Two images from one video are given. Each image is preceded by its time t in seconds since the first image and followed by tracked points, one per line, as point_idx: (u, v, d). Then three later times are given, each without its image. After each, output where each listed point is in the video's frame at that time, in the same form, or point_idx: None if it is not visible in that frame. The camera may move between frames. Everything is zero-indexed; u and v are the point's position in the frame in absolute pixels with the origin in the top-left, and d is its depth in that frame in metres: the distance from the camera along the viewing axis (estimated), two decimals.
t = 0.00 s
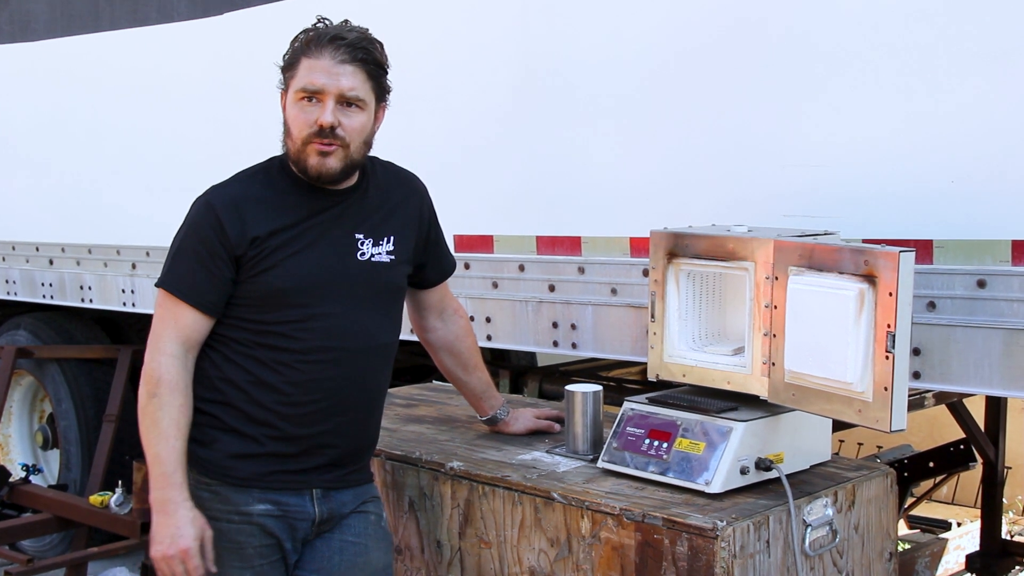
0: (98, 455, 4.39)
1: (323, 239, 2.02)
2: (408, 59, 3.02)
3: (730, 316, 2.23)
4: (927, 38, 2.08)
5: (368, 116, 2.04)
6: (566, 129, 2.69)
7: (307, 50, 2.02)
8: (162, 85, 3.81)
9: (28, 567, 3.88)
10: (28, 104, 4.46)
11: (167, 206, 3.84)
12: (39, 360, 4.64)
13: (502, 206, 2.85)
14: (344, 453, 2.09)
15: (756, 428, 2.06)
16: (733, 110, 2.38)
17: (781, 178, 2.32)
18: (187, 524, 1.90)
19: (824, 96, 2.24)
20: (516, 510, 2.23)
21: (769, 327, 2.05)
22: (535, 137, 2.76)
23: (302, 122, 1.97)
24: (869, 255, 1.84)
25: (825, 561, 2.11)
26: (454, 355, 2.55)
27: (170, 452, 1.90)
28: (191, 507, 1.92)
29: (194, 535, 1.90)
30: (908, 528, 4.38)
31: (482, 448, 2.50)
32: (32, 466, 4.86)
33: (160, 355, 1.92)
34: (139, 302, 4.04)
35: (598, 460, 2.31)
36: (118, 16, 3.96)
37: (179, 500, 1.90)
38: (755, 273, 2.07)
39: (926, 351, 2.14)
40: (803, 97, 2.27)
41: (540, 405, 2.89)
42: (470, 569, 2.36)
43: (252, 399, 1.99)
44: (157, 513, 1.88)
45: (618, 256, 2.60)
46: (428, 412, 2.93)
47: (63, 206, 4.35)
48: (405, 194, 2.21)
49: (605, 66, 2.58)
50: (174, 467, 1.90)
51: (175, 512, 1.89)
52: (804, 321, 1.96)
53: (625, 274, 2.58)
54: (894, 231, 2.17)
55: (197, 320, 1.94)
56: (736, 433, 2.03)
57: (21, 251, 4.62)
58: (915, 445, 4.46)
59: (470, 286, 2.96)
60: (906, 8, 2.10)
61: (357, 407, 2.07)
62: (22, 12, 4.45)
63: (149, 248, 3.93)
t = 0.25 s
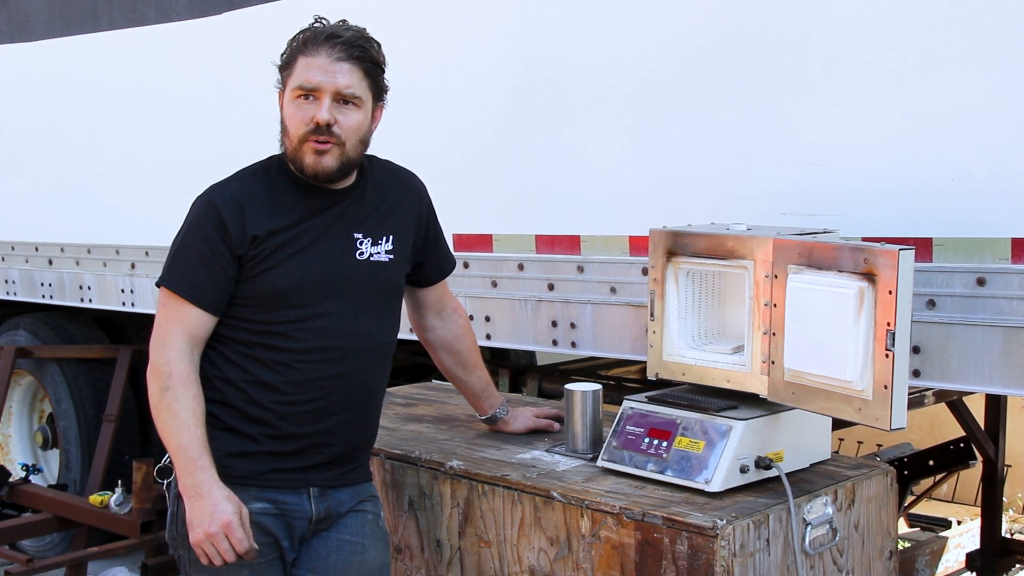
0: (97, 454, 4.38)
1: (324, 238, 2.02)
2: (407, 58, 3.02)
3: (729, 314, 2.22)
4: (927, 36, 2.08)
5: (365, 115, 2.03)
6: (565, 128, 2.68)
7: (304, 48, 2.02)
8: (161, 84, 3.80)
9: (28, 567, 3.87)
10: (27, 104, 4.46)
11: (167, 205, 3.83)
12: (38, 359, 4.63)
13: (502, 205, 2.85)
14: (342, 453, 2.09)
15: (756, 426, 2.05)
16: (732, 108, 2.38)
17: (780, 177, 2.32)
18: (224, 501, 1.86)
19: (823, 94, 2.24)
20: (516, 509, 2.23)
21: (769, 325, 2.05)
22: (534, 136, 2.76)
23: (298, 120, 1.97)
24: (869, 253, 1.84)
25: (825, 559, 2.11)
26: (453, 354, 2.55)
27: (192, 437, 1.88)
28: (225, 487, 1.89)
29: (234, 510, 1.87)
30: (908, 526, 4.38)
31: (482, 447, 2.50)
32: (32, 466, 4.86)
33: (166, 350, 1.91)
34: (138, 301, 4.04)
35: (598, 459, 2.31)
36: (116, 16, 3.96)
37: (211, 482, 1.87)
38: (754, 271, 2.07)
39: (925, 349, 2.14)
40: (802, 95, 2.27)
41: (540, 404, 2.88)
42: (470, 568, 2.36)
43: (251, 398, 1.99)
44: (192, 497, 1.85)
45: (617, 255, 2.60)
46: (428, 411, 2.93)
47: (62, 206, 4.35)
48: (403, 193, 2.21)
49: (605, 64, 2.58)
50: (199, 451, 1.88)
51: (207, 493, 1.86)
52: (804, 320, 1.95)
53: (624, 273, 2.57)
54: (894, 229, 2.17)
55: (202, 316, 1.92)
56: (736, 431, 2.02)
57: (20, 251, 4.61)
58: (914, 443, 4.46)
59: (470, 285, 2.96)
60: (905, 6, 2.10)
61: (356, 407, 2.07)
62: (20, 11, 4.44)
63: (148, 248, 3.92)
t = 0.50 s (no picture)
0: (96, 453, 4.38)
1: (325, 238, 2.02)
2: (406, 57, 3.02)
3: (729, 313, 2.22)
4: (926, 35, 2.08)
5: (366, 114, 2.03)
6: (565, 127, 2.68)
7: (304, 47, 2.02)
8: (160, 83, 3.80)
9: (27, 566, 3.87)
10: (26, 103, 4.46)
11: (167, 204, 3.83)
12: (38, 358, 4.63)
13: (501, 204, 2.85)
14: (345, 452, 2.09)
15: (756, 425, 2.05)
16: (732, 108, 2.38)
17: (780, 176, 2.32)
18: (198, 528, 1.88)
19: (822, 93, 2.24)
20: (515, 508, 2.23)
21: (769, 324, 2.05)
22: (534, 135, 2.76)
23: (300, 120, 1.97)
24: (869, 252, 1.84)
25: (824, 558, 2.11)
26: (452, 353, 2.55)
27: (179, 455, 1.88)
28: (202, 511, 1.90)
29: (206, 540, 1.89)
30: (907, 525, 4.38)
31: (482, 446, 2.50)
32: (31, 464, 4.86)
33: (165, 356, 1.91)
34: (138, 300, 4.04)
35: (598, 458, 2.31)
36: (115, 15, 3.96)
37: (190, 503, 1.88)
38: (754, 271, 2.07)
39: (925, 349, 2.14)
40: (802, 94, 2.27)
41: (540, 403, 2.88)
42: (470, 567, 2.36)
43: (255, 398, 1.99)
44: (168, 517, 1.87)
45: (617, 254, 2.60)
46: (428, 410, 2.93)
47: (61, 204, 4.35)
48: (403, 192, 2.21)
49: (604, 63, 2.58)
50: (184, 469, 1.88)
51: (186, 516, 1.87)
52: (803, 319, 1.95)
53: (624, 272, 2.57)
54: (894, 229, 2.17)
55: (202, 319, 1.93)
56: (735, 430, 2.02)
57: (19, 249, 4.61)
58: (914, 443, 4.45)
59: (470, 284, 2.96)
60: (904, 5, 2.10)
61: (359, 406, 2.07)
62: (19, 9, 4.44)
63: (148, 246, 3.92)
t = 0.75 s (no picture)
0: (95, 453, 4.38)
1: (324, 239, 2.01)
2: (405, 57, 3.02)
3: (728, 313, 2.22)
4: (925, 35, 2.08)
5: (366, 116, 2.03)
6: (564, 127, 2.68)
7: (303, 50, 2.01)
8: (159, 83, 3.80)
9: (26, 566, 3.87)
10: (25, 103, 4.46)
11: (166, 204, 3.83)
12: (36, 358, 4.63)
13: (500, 204, 2.85)
14: (345, 452, 2.09)
15: (754, 425, 2.05)
16: (731, 108, 2.38)
17: (779, 176, 2.32)
18: (184, 535, 1.87)
19: (821, 93, 2.24)
20: (515, 508, 2.23)
21: (768, 324, 2.05)
22: (533, 135, 2.76)
23: (301, 124, 1.97)
24: (869, 252, 1.84)
25: (823, 558, 2.11)
26: (450, 352, 2.55)
27: (169, 460, 1.88)
28: (189, 517, 1.90)
29: (190, 548, 1.88)
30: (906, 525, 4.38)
31: (481, 446, 2.50)
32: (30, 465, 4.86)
33: (161, 359, 1.90)
34: (137, 300, 4.04)
35: (597, 458, 2.31)
36: (114, 15, 3.96)
37: (178, 508, 1.88)
38: (753, 271, 2.07)
39: (923, 348, 2.15)
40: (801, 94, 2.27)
41: (539, 402, 2.89)
42: (469, 567, 2.36)
43: (255, 398, 1.99)
44: (155, 522, 1.86)
45: (616, 254, 2.60)
46: (427, 410, 2.93)
47: (60, 204, 4.35)
48: (400, 192, 2.21)
49: (603, 62, 2.58)
50: (173, 474, 1.88)
51: (173, 522, 1.87)
52: (803, 319, 1.95)
53: (623, 272, 2.57)
54: (893, 229, 2.17)
55: (200, 320, 1.92)
56: (734, 430, 2.02)
57: (18, 249, 4.61)
58: (913, 442, 4.45)
59: (469, 284, 2.96)
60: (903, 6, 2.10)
61: (359, 405, 2.08)
62: (18, 9, 4.44)
63: (147, 247, 3.92)
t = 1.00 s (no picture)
0: (93, 449, 4.38)
1: (318, 234, 2.01)
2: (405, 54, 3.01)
3: (726, 312, 2.22)
4: (925, 34, 2.08)
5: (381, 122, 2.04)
6: (563, 125, 2.68)
7: (336, 58, 1.93)
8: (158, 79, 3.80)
9: (24, 562, 3.87)
10: (24, 98, 4.45)
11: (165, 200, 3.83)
12: (34, 354, 4.63)
13: (500, 201, 2.85)
14: (342, 447, 2.09)
15: (753, 424, 2.05)
16: (731, 106, 2.38)
17: (778, 175, 2.32)
18: (212, 517, 1.87)
19: (822, 92, 2.24)
20: (513, 506, 2.23)
21: (766, 323, 2.05)
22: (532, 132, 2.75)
23: (343, 136, 1.93)
24: (868, 251, 1.84)
25: (821, 557, 2.11)
26: (446, 350, 2.54)
27: (184, 448, 1.88)
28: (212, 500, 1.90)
29: (219, 528, 1.88)
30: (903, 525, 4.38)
31: (479, 443, 2.50)
32: (27, 460, 4.85)
33: (160, 354, 1.90)
34: (135, 297, 4.04)
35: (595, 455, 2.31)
36: (114, 10, 3.95)
37: (200, 494, 1.88)
38: (752, 269, 2.07)
39: (922, 348, 2.15)
40: (800, 93, 2.27)
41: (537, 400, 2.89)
42: (467, 564, 2.36)
43: (251, 393, 1.99)
44: (179, 509, 1.86)
45: (615, 252, 2.60)
46: (425, 407, 2.93)
47: (58, 200, 4.34)
48: (394, 187, 2.20)
49: (602, 60, 2.57)
50: (190, 461, 1.88)
51: (196, 508, 1.87)
52: (802, 318, 1.95)
53: (622, 270, 2.57)
54: (892, 228, 2.17)
55: (196, 315, 1.93)
56: (733, 429, 2.03)
57: (16, 245, 4.61)
58: (910, 442, 4.45)
59: (468, 281, 2.96)
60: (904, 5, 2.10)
61: (355, 399, 2.07)
62: (17, 5, 4.43)
63: (145, 242, 3.91)
